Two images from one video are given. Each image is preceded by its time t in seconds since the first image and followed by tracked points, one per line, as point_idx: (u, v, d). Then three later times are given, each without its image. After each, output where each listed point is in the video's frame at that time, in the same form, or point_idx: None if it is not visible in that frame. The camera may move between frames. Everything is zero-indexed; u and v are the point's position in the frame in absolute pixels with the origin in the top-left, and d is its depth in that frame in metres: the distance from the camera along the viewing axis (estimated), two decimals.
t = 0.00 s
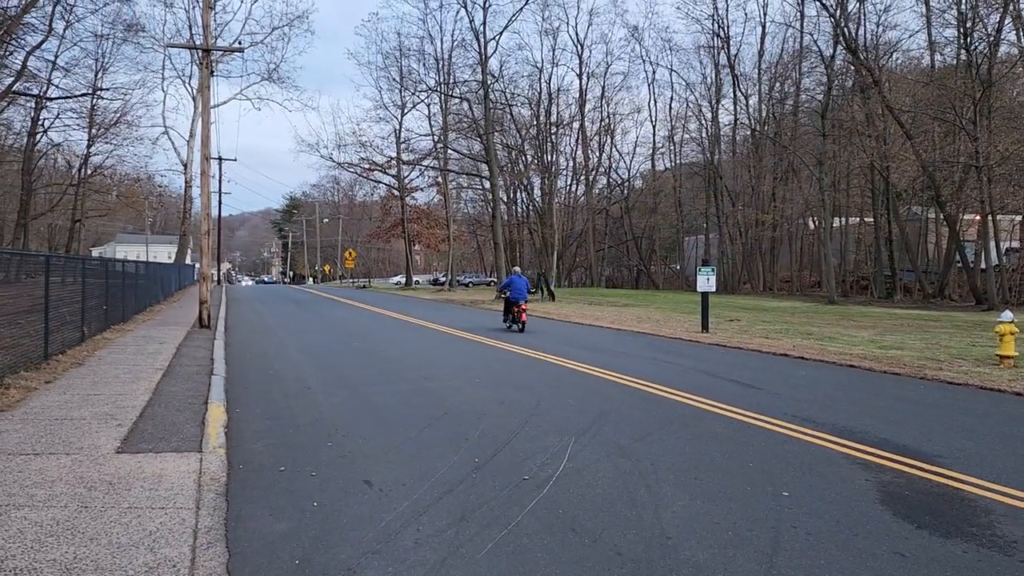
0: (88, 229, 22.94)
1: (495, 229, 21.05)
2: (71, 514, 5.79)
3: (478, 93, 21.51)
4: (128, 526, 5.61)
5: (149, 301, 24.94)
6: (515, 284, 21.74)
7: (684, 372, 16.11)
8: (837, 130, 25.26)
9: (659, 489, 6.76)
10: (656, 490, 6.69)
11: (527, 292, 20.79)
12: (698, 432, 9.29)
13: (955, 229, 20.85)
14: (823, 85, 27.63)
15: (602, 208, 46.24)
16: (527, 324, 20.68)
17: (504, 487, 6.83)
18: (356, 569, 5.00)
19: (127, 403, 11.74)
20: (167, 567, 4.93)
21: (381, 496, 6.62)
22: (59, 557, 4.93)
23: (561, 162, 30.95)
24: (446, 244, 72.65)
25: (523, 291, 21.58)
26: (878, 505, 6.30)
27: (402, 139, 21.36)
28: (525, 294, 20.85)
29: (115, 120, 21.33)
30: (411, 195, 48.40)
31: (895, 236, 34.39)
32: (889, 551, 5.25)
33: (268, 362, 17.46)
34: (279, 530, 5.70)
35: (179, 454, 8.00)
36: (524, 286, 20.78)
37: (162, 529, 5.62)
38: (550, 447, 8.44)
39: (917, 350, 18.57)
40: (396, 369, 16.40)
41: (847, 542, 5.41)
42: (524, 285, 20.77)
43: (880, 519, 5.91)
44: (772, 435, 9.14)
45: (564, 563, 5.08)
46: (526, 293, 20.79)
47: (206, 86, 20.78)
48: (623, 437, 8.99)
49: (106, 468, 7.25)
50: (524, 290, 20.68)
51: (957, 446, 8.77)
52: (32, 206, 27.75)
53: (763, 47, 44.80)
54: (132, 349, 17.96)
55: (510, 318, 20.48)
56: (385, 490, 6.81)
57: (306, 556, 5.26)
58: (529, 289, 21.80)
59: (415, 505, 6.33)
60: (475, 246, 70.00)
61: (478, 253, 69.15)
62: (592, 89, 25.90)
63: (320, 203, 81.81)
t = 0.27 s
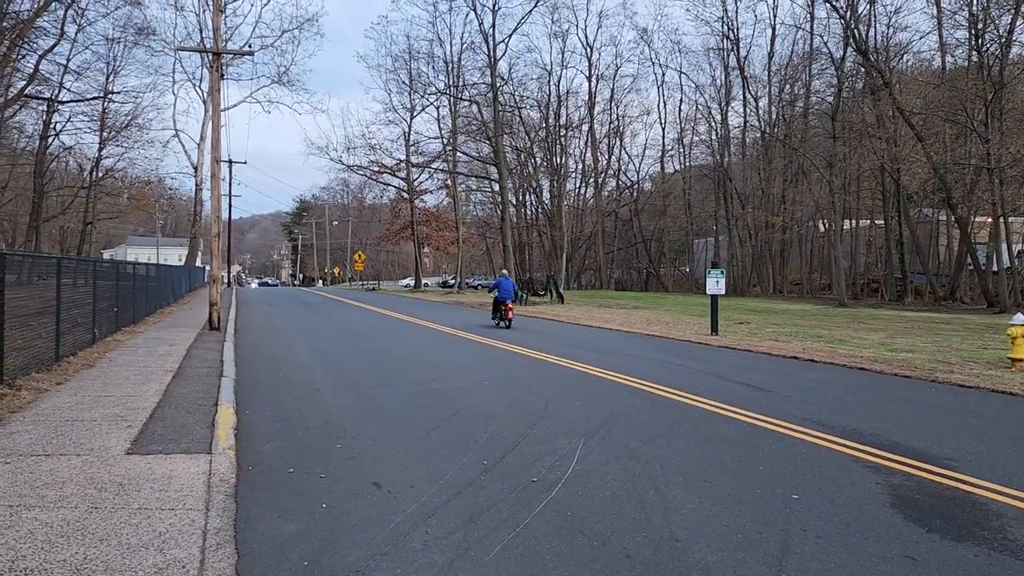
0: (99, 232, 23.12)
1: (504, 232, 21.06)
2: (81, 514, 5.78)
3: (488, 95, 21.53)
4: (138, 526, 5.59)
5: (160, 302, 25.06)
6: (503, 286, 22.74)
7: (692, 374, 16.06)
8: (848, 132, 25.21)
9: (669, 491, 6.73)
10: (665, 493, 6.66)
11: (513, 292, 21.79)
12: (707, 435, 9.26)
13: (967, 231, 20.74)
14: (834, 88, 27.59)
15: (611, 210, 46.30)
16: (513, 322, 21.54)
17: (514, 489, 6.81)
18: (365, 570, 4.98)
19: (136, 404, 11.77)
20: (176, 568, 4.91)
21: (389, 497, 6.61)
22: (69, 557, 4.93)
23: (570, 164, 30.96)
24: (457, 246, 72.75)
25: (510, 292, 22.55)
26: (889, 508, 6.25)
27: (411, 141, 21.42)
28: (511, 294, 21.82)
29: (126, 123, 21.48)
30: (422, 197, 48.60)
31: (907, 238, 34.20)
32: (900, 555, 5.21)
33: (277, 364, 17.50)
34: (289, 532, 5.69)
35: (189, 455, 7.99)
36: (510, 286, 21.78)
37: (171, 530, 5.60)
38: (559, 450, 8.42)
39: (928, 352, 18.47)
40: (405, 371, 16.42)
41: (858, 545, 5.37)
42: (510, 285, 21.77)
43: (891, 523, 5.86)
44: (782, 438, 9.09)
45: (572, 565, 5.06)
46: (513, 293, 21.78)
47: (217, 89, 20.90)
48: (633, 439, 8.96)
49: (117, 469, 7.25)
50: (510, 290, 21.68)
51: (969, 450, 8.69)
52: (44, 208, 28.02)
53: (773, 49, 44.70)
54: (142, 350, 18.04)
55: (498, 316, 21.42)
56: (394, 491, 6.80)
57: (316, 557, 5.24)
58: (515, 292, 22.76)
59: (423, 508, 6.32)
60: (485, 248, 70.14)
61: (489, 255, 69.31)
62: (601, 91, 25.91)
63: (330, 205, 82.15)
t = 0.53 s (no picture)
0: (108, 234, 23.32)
1: (511, 234, 21.09)
2: (91, 515, 5.81)
3: (495, 97, 21.55)
4: (147, 528, 5.62)
5: (169, 304, 25.19)
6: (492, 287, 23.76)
7: (698, 376, 16.03)
8: (856, 134, 25.16)
9: (677, 493, 6.73)
10: (673, 496, 6.65)
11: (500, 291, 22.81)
12: (715, 438, 9.25)
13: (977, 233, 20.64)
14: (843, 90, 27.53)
15: (618, 212, 46.35)
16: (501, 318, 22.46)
17: (521, 492, 6.81)
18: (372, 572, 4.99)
19: (145, 405, 11.84)
20: (185, 570, 4.93)
21: (397, 499, 6.62)
22: (79, 559, 4.95)
23: (578, 166, 30.96)
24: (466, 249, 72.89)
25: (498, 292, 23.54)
26: (897, 512, 6.23)
27: (419, 144, 21.48)
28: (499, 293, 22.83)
29: (136, 126, 21.62)
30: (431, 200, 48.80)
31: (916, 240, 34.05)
32: (909, 558, 5.19)
33: (284, 365, 17.56)
34: (297, 535, 5.69)
35: (198, 457, 8.02)
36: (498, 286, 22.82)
37: (180, 532, 5.62)
38: (567, 452, 8.41)
39: (937, 355, 18.39)
40: (412, 373, 16.45)
41: (866, 549, 5.35)
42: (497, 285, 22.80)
43: (900, 526, 5.83)
44: (789, 441, 9.07)
45: (580, 568, 5.06)
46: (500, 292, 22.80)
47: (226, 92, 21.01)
48: (640, 442, 8.95)
49: (127, 470, 7.30)
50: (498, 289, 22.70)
51: (981, 453, 8.64)
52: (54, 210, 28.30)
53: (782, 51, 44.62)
54: (150, 352, 18.16)
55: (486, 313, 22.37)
56: (402, 493, 6.81)
57: (324, 559, 5.25)
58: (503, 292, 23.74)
59: (431, 510, 6.32)
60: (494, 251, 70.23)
61: (497, 257, 69.44)
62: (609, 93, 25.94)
63: (338, 207, 82.48)
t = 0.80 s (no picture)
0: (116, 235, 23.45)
1: (517, 236, 21.10)
2: (99, 517, 5.83)
3: (501, 100, 21.53)
4: (155, 529, 5.64)
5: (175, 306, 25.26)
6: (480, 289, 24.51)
7: (703, 379, 16.01)
8: (863, 136, 25.13)
9: (684, 496, 6.73)
10: (680, 499, 6.64)
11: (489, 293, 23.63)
12: (722, 441, 9.25)
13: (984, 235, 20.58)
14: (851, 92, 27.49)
15: (624, 214, 46.39)
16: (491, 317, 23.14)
17: (528, 495, 6.81)
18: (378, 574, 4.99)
19: (152, 407, 11.89)
20: (193, 571, 4.94)
21: (404, 502, 6.63)
22: (88, 560, 4.96)
23: (584, 169, 30.95)
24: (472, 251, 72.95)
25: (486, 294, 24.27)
26: (905, 515, 6.21)
27: (425, 146, 21.50)
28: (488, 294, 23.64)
29: (144, 129, 21.70)
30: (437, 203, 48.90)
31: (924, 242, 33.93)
32: (916, 562, 5.17)
33: (290, 368, 17.60)
34: (304, 537, 5.70)
35: (205, 459, 8.04)
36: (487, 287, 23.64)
37: (188, 534, 5.64)
38: (573, 455, 8.40)
39: (943, 358, 18.34)
40: (418, 376, 16.47)
41: (874, 552, 5.34)
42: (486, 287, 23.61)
43: (908, 530, 5.82)
44: (797, 444, 9.06)
45: (587, 570, 5.06)
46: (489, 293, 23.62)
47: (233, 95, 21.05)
48: (646, 445, 8.95)
49: (135, 472, 7.34)
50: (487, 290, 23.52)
51: (989, 457, 8.61)
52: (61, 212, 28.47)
53: (789, 53, 44.48)
54: (157, 353, 18.24)
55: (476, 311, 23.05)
56: (408, 496, 6.82)
57: (331, 561, 5.26)
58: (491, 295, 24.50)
59: (437, 513, 6.32)
60: (500, 253, 70.28)
61: (503, 259, 69.51)
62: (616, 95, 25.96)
63: (344, 210, 82.66)
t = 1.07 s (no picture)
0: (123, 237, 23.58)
1: (522, 238, 21.11)
2: (106, 518, 5.85)
3: (507, 103, 21.54)
4: (161, 531, 5.66)
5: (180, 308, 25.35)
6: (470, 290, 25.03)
7: (707, 381, 16.00)
8: (868, 139, 25.13)
9: (689, 499, 6.74)
10: (684, 501, 6.64)
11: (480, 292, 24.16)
12: (727, 444, 9.25)
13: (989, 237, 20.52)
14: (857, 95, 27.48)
15: (629, 217, 46.42)
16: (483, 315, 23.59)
17: (533, 497, 6.82)
18: None
19: (157, 408, 11.95)
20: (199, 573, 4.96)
21: (409, 504, 6.64)
22: (94, 561, 4.98)
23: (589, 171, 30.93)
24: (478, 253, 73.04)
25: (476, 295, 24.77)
26: (911, 518, 6.20)
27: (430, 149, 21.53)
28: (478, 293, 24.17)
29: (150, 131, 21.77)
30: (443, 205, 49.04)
31: (931, 245, 33.81)
32: (922, 565, 5.16)
33: (294, 369, 17.64)
34: (310, 538, 5.72)
35: (212, 461, 8.07)
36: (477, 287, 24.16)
37: (193, 535, 5.66)
38: (578, 457, 8.41)
39: (948, 360, 18.30)
40: (422, 377, 16.49)
41: (879, 556, 5.33)
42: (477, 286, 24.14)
43: (913, 533, 5.81)
44: (802, 447, 9.05)
45: (592, 573, 5.07)
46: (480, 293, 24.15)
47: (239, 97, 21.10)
48: (651, 447, 8.95)
49: (141, 473, 7.37)
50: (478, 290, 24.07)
51: (996, 461, 8.58)
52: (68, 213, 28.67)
53: (795, 56, 44.41)
54: (163, 355, 18.33)
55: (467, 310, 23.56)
56: (413, 498, 6.84)
57: (336, 563, 5.28)
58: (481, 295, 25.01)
59: (443, 515, 6.34)
60: (506, 255, 70.35)
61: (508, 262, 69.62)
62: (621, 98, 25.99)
63: (349, 211, 82.85)
